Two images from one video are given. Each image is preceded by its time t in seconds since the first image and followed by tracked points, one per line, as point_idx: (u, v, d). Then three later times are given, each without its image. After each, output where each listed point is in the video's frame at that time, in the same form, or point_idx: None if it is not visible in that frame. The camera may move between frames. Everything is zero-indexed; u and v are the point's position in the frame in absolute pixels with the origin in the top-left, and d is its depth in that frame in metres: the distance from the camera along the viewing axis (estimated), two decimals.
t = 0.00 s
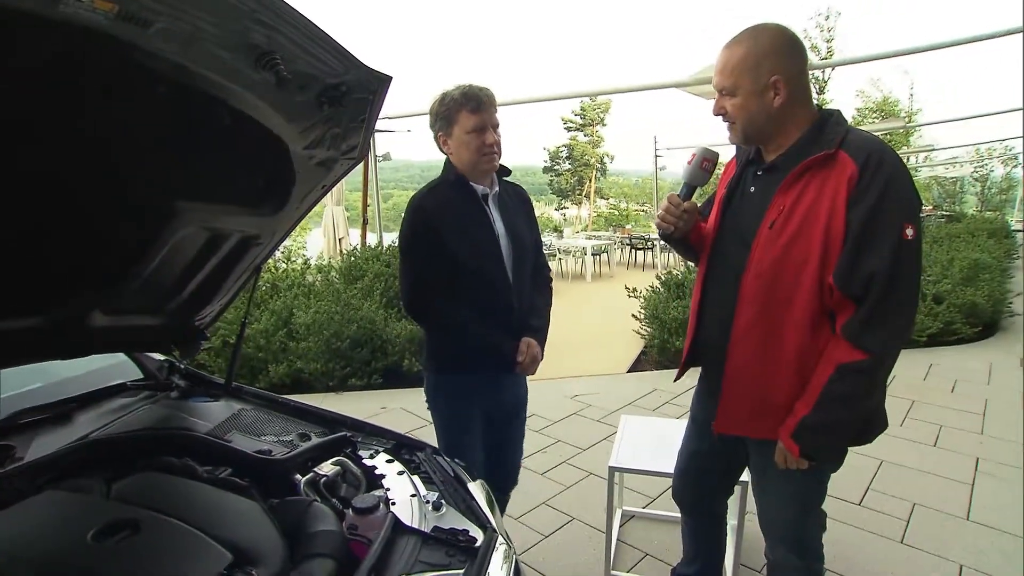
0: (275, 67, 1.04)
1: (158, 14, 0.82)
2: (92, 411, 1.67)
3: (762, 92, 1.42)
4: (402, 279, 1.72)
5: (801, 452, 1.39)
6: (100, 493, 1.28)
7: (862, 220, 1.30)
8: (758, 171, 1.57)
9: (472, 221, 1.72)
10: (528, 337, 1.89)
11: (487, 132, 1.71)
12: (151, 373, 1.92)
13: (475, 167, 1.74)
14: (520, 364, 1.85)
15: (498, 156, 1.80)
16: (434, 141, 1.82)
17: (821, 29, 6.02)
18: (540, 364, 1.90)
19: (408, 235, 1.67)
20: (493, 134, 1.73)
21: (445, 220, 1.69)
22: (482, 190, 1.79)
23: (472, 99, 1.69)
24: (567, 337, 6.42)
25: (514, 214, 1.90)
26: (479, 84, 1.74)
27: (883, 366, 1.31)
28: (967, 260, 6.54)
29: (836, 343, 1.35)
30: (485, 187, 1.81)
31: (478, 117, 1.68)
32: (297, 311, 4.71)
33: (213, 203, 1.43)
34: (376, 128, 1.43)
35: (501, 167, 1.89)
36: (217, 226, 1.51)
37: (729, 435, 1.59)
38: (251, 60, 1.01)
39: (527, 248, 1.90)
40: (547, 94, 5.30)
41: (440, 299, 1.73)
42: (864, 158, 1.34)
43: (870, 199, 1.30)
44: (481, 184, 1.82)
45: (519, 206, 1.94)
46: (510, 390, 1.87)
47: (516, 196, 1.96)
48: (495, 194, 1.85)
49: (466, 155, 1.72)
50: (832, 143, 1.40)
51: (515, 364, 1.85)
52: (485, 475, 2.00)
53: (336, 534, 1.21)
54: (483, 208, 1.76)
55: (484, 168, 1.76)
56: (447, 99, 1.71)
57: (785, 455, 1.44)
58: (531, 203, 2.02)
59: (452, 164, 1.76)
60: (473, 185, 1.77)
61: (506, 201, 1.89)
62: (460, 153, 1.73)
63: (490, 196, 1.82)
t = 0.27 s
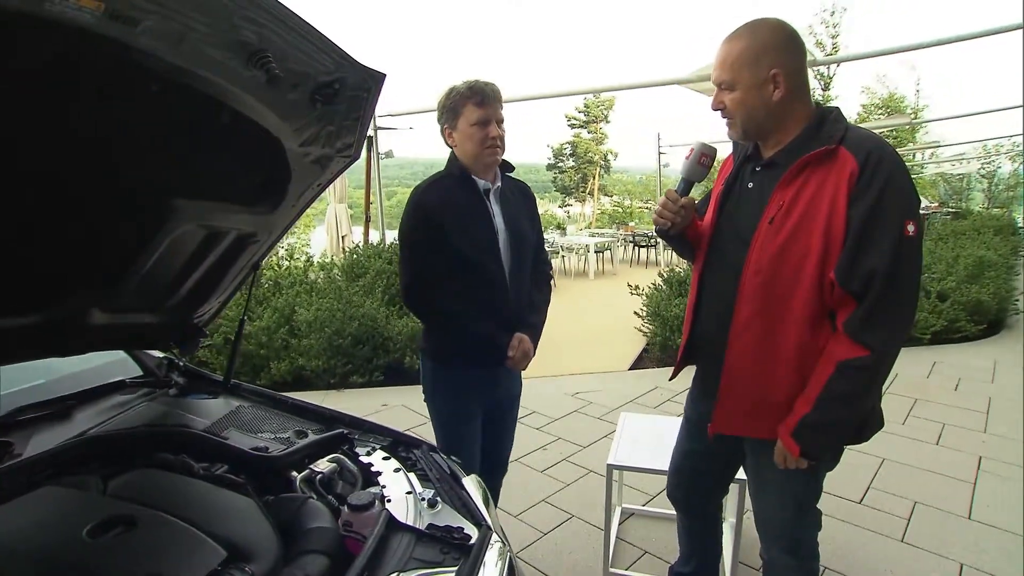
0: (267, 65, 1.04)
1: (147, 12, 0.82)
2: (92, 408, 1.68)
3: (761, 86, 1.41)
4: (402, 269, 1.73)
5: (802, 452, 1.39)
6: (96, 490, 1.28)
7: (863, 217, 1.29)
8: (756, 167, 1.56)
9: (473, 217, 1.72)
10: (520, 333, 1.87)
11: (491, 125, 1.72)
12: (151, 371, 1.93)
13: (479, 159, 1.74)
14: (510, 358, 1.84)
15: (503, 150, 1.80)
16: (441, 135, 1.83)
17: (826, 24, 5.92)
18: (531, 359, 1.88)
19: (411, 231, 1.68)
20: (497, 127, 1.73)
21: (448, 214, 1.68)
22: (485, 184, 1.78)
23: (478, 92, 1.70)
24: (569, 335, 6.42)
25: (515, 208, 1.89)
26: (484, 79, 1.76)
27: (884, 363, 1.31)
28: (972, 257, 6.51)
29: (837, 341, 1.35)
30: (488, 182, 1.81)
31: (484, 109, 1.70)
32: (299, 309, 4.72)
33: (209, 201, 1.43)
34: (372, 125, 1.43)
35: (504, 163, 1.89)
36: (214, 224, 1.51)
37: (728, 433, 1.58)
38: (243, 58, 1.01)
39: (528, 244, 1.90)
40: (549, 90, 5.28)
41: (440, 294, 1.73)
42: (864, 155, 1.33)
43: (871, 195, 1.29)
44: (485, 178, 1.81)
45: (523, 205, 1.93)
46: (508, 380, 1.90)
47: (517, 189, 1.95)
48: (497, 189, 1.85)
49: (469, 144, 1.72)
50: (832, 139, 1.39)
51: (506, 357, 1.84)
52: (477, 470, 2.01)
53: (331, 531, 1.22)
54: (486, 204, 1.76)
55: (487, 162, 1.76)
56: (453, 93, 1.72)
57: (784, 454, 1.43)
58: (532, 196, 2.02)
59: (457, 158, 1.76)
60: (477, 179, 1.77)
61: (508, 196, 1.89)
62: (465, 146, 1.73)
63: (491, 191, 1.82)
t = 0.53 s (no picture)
0: (262, 67, 1.05)
1: (139, 13, 0.82)
2: (95, 409, 1.69)
3: (766, 81, 1.40)
4: (402, 265, 1.73)
5: (806, 452, 1.37)
6: (97, 490, 1.29)
7: (865, 213, 1.27)
8: (754, 166, 1.55)
9: (474, 217, 1.73)
10: (522, 335, 1.88)
11: (494, 124, 1.72)
12: (154, 371, 1.94)
13: (481, 157, 1.74)
14: (514, 360, 1.84)
15: (506, 150, 1.81)
16: (445, 134, 1.83)
17: (835, 21, 5.90)
18: (533, 361, 1.89)
19: (413, 231, 1.69)
20: (501, 126, 1.74)
21: (450, 214, 1.69)
22: (487, 183, 1.79)
23: (483, 91, 1.71)
24: (574, 334, 6.41)
25: (516, 208, 1.89)
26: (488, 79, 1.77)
27: (889, 361, 1.29)
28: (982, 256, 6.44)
29: (840, 340, 1.33)
30: (489, 181, 1.81)
31: (488, 108, 1.70)
32: (304, 309, 4.75)
33: (209, 202, 1.43)
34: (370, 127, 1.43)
35: (505, 164, 1.89)
36: (215, 225, 1.52)
37: (729, 433, 1.57)
38: (238, 59, 1.01)
39: (529, 245, 1.90)
40: (553, 90, 5.28)
41: (441, 293, 1.73)
42: (865, 150, 1.32)
43: (873, 191, 1.27)
44: (487, 179, 1.81)
45: (523, 205, 1.94)
46: (509, 384, 1.89)
47: (517, 190, 1.96)
48: (498, 190, 1.85)
49: (472, 143, 1.72)
50: (833, 135, 1.37)
51: (507, 359, 1.84)
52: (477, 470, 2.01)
53: (329, 531, 1.22)
54: (488, 204, 1.77)
55: (491, 161, 1.76)
56: (458, 93, 1.73)
57: (788, 456, 1.41)
58: (532, 197, 2.02)
59: (460, 156, 1.77)
60: (478, 178, 1.77)
61: (509, 196, 1.89)
62: (468, 145, 1.74)
63: (493, 191, 1.82)
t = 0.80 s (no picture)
0: (253, 68, 1.05)
1: (126, 15, 0.83)
2: (95, 408, 1.70)
3: (768, 76, 1.39)
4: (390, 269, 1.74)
5: (808, 453, 1.35)
6: (93, 490, 1.29)
7: (865, 210, 1.27)
8: (748, 164, 1.54)
9: (463, 217, 1.73)
10: (519, 341, 1.88)
11: (484, 129, 1.73)
12: (155, 371, 1.95)
13: (469, 162, 1.75)
14: (509, 368, 1.84)
15: (495, 154, 1.82)
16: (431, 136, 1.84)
17: (844, 19, 5.85)
18: (529, 369, 1.89)
19: (400, 229, 1.69)
20: (490, 131, 1.75)
21: (437, 212, 1.70)
22: (475, 186, 1.79)
23: (472, 94, 1.72)
24: (579, 335, 6.39)
25: (508, 212, 1.90)
26: (477, 82, 1.77)
27: (889, 361, 1.28)
28: (993, 257, 6.37)
29: (841, 338, 1.32)
30: (478, 185, 1.81)
31: (477, 112, 1.70)
32: (309, 309, 4.76)
33: (205, 203, 1.44)
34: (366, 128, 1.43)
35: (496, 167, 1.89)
36: (212, 227, 1.52)
37: (727, 436, 1.55)
38: (228, 60, 1.01)
39: (523, 247, 1.92)
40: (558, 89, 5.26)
41: (427, 297, 1.74)
42: (863, 147, 1.32)
43: (872, 187, 1.27)
44: (476, 183, 1.82)
45: (516, 206, 1.95)
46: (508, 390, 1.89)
47: (511, 196, 1.96)
48: (488, 193, 1.86)
49: (460, 148, 1.73)
50: (829, 132, 1.37)
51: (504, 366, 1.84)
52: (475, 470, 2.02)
53: (322, 532, 1.22)
54: (478, 205, 1.77)
55: (480, 165, 1.77)
56: (448, 95, 1.73)
57: (790, 458, 1.39)
58: (526, 203, 2.03)
59: (447, 160, 1.77)
60: (466, 181, 1.77)
61: (501, 201, 1.90)
62: (456, 149, 1.74)
63: (482, 194, 1.83)
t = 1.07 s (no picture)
0: (249, 68, 1.05)
1: (118, 17, 0.83)
2: (101, 405, 1.72)
3: (768, 73, 1.37)
4: (381, 277, 1.81)
5: (812, 456, 1.33)
6: (94, 486, 1.31)
7: (868, 207, 1.25)
8: (748, 163, 1.53)
9: (453, 220, 1.80)
10: (515, 346, 1.93)
11: (473, 132, 1.79)
12: (161, 368, 1.96)
13: (459, 165, 1.83)
14: (506, 373, 1.87)
15: (485, 156, 1.88)
16: (421, 140, 1.91)
17: (861, 16, 5.75)
18: (527, 373, 1.92)
19: (390, 236, 1.77)
20: (479, 134, 1.81)
21: (425, 219, 1.77)
22: (465, 188, 1.86)
23: (458, 97, 1.77)
24: (589, 335, 6.37)
25: (502, 214, 1.97)
26: (464, 82, 1.82)
27: (894, 363, 1.26)
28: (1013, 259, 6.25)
29: (845, 339, 1.30)
30: (470, 186, 1.89)
31: (463, 116, 1.76)
32: (318, 308, 4.80)
33: (206, 202, 1.45)
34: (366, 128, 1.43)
35: (487, 166, 1.96)
36: (215, 226, 1.53)
37: (729, 438, 1.53)
38: (224, 61, 1.02)
39: (518, 248, 1.98)
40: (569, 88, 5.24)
41: (416, 304, 1.80)
42: (866, 144, 1.30)
43: (876, 184, 1.25)
44: (468, 184, 1.90)
45: (508, 203, 2.03)
46: (508, 395, 1.93)
47: (505, 194, 2.05)
48: (480, 193, 1.93)
49: (449, 153, 1.81)
50: (831, 129, 1.35)
51: (499, 372, 1.87)
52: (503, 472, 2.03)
53: (318, 531, 1.22)
54: (468, 208, 1.84)
55: (469, 169, 1.84)
56: (433, 98, 1.79)
57: (793, 461, 1.37)
58: (524, 201, 2.12)
59: (437, 163, 1.85)
60: (455, 183, 1.85)
61: (494, 200, 1.98)
62: (445, 153, 1.82)
63: (474, 195, 1.90)
